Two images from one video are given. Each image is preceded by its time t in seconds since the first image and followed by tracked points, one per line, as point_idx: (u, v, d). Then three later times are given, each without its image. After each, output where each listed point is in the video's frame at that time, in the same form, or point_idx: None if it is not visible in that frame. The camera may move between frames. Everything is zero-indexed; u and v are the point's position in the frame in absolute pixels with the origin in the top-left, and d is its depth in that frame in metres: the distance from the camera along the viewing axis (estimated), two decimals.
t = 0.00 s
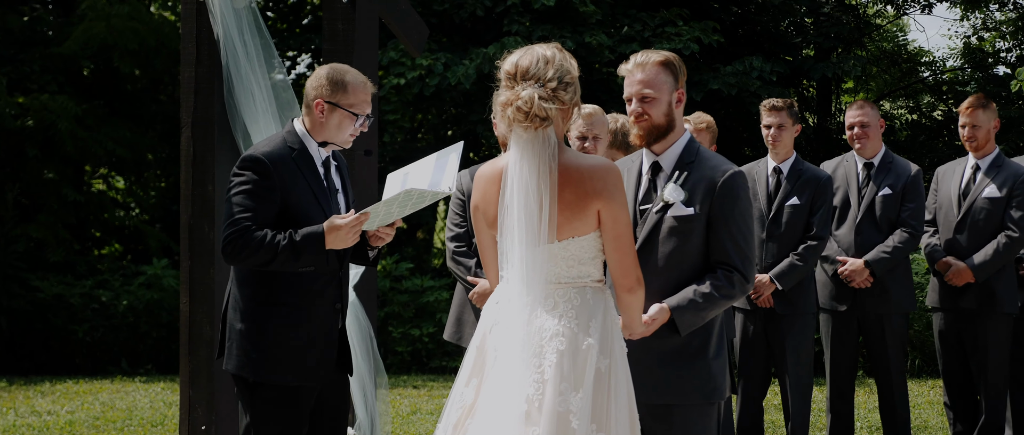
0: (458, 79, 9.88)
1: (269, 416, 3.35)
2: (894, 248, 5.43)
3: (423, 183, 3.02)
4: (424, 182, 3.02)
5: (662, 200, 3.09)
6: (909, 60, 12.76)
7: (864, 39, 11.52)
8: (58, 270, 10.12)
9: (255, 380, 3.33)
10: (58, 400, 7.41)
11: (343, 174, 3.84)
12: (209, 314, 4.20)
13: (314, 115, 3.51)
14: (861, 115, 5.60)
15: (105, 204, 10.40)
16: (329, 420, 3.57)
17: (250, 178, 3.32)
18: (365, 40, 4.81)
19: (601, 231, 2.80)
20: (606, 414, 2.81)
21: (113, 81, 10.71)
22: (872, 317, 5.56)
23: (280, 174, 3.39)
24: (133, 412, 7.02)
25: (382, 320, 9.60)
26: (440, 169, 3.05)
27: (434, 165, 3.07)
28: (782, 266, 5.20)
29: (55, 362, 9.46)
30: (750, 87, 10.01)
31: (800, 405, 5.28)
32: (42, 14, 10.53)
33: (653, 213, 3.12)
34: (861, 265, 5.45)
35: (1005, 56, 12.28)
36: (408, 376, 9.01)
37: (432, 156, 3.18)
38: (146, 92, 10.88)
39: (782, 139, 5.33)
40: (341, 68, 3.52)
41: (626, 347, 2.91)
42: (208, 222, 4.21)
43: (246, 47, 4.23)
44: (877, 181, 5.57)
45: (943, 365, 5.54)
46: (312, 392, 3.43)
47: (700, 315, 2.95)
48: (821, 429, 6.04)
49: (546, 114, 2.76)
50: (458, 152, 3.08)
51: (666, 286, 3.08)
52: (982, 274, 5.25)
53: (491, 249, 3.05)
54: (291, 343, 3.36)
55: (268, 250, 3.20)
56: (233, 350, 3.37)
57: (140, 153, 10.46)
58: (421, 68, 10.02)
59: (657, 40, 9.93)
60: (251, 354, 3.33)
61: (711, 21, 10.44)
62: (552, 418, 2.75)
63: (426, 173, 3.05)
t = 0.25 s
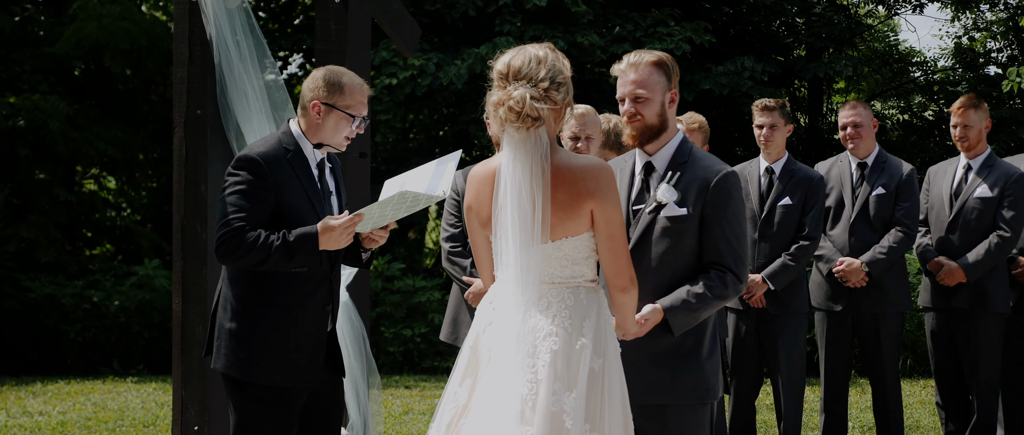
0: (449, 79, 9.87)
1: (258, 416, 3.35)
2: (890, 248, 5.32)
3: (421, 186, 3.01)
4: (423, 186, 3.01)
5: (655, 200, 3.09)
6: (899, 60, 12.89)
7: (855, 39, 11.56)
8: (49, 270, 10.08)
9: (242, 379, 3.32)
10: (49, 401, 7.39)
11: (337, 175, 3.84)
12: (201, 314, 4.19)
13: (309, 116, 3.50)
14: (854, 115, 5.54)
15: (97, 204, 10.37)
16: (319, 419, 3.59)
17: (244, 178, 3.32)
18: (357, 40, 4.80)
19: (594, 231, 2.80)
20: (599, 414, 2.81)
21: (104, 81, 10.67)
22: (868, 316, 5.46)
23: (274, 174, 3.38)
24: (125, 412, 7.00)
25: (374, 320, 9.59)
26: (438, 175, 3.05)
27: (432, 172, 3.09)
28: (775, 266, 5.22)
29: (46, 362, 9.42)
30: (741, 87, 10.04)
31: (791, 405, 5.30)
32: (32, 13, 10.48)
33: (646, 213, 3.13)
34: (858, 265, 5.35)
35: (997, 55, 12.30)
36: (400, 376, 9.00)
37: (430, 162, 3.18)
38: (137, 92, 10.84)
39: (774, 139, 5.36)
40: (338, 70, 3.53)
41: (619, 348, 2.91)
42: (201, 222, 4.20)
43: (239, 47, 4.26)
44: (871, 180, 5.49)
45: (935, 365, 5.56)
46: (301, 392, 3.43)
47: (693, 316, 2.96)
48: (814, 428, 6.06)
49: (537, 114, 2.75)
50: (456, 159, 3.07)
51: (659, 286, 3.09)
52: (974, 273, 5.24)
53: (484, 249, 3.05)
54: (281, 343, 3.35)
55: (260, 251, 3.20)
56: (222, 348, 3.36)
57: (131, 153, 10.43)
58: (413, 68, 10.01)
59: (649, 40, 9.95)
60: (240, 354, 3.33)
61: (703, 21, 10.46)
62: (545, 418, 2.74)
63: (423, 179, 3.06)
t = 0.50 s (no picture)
0: (443, 79, 9.87)
1: (263, 415, 3.35)
2: (886, 247, 5.33)
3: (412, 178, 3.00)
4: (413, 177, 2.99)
5: (649, 200, 3.10)
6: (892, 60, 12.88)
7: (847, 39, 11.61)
8: (41, 270, 10.05)
9: (248, 379, 3.32)
10: (42, 401, 7.37)
11: (330, 173, 3.83)
12: (195, 314, 4.17)
13: (295, 112, 3.50)
14: (848, 114, 5.54)
15: (90, 204, 10.35)
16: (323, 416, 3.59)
17: (234, 178, 3.31)
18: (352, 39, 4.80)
19: (588, 230, 2.80)
20: (594, 412, 2.81)
21: (97, 81, 10.64)
22: (863, 316, 5.47)
23: (265, 172, 3.37)
24: (118, 412, 6.98)
25: (367, 320, 9.57)
26: (428, 166, 3.02)
27: (422, 162, 3.06)
28: (768, 266, 5.23)
29: (38, 363, 9.38)
30: (734, 87, 10.07)
31: (785, 403, 5.32)
32: (25, 13, 10.45)
33: (640, 213, 3.13)
34: (855, 263, 5.35)
35: (988, 55, 12.45)
36: (394, 376, 8.99)
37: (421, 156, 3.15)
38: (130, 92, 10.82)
39: (767, 139, 5.37)
40: (320, 63, 3.52)
41: (613, 347, 2.92)
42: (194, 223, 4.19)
43: (233, 46, 4.23)
44: (866, 180, 5.49)
45: (928, 365, 5.60)
46: (305, 390, 3.42)
47: (687, 315, 2.97)
48: (807, 428, 6.08)
49: (530, 113, 2.74)
50: (445, 150, 3.04)
51: (653, 286, 3.10)
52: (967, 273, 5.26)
53: (479, 248, 3.05)
54: (284, 341, 3.36)
55: (255, 249, 3.19)
56: (226, 351, 3.36)
57: (124, 153, 10.40)
58: (406, 68, 10.01)
59: (642, 40, 9.96)
60: (244, 354, 3.33)
61: (695, 21, 10.49)
62: (540, 417, 2.74)
63: (413, 168, 3.04)
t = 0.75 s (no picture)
0: (436, 79, 9.87)
1: (268, 416, 3.35)
2: (880, 246, 5.33)
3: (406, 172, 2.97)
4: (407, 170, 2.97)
5: (643, 201, 3.11)
6: (885, 60, 13.10)
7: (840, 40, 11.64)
8: (33, 270, 10.01)
9: (252, 380, 3.32)
10: (34, 402, 7.34)
11: (323, 172, 3.83)
12: (188, 314, 4.16)
13: (284, 111, 3.50)
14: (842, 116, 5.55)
15: (83, 204, 10.33)
16: (325, 414, 3.60)
17: (227, 180, 3.30)
18: (346, 40, 4.79)
19: (583, 229, 2.80)
20: (590, 411, 2.81)
21: (89, 82, 10.61)
22: (857, 316, 5.48)
23: (257, 173, 3.37)
24: (111, 413, 6.96)
25: (361, 321, 9.56)
26: (419, 159, 3.02)
27: (413, 156, 3.04)
28: (761, 266, 5.25)
29: (29, 363, 9.34)
30: (727, 87, 10.09)
31: (778, 404, 5.33)
32: (16, 13, 10.41)
33: (634, 213, 3.14)
34: (848, 262, 5.37)
35: (981, 55, 12.49)
36: (387, 376, 8.99)
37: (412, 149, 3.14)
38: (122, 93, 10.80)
39: (761, 139, 5.39)
40: (305, 62, 3.52)
41: (608, 346, 2.92)
42: (187, 224, 4.18)
43: (226, 46, 4.25)
44: (860, 180, 5.51)
45: (922, 365, 5.63)
46: (309, 388, 3.42)
47: (681, 316, 2.98)
48: (801, 428, 6.10)
49: (523, 114, 2.75)
50: (435, 142, 3.03)
51: (648, 286, 3.11)
52: (960, 273, 5.28)
53: (473, 248, 3.05)
54: (287, 341, 3.35)
55: (252, 250, 3.19)
56: (231, 354, 3.35)
57: (117, 153, 10.38)
58: (399, 68, 10.01)
59: (635, 40, 9.98)
60: (248, 356, 3.32)
61: (688, 21, 10.51)
62: (535, 415, 2.74)
63: (404, 161, 3.02)
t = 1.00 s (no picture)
0: (429, 79, 9.86)
1: (270, 416, 3.35)
2: (871, 242, 5.33)
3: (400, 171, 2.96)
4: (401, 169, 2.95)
5: (637, 201, 3.11)
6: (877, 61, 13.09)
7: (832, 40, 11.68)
8: (26, 271, 9.98)
9: (254, 381, 3.32)
10: (27, 402, 7.31)
11: (317, 171, 3.82)
12: (182, 314, 4.15)
13: (277, 112, 3.50)
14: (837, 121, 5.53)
15: (76, 205, 10.30)
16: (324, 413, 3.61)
17: (221, 182, 3.29)
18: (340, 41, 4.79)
19: (577, 229, 2.80)
20: (583, 411, 2.81)
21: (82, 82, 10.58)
22: (851, 315, 5.50)
23: (251, 174, 3.37)
24: (104, 413, 6.94)
25: (354, 321, 9.55)
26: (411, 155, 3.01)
27: (406, 154, 3.02)
28: (754, 267, 5.25)
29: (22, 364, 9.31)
30: (720, 87, 10.11)
31: (771, 404, 5.35)
32: (9, 13, 10.37)
33: (628, 213, 3.15)
34: (836, 259, 5.38)
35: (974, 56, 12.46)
36: (381, 376, 8.98)
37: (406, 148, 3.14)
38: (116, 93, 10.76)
39: (754, 139, 5.40)
40: (297, 63, 3.51)
41: (603, 346, 2.92)
42: (180, 224, 4.17)
43: (219, 46, 4.26)
44: (853, 181, 5.52)
45: (915, 365, 5.65)
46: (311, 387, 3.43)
47: (675, 316, 2.99)
48: (795, 428, 6.12)
49: (516, 117, 2.75)
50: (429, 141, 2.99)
51: (642, 286, 3.12)
52: (954, 273, 5.30)
53: (467, 248, 3.05)
54: (285, 341, 3.35)
55: (247, 251, 3.19)
56: (232, 356, 3.35)
57: (109, 154, 10.34)
58: (393, 68, 10.00)
59: (628, 40, 9.99)
60: (249, 357, 3.32)
61: (682, 21, 10.53)
62: (529, 415, 2.74)
63: (398, 158, 3.02)
